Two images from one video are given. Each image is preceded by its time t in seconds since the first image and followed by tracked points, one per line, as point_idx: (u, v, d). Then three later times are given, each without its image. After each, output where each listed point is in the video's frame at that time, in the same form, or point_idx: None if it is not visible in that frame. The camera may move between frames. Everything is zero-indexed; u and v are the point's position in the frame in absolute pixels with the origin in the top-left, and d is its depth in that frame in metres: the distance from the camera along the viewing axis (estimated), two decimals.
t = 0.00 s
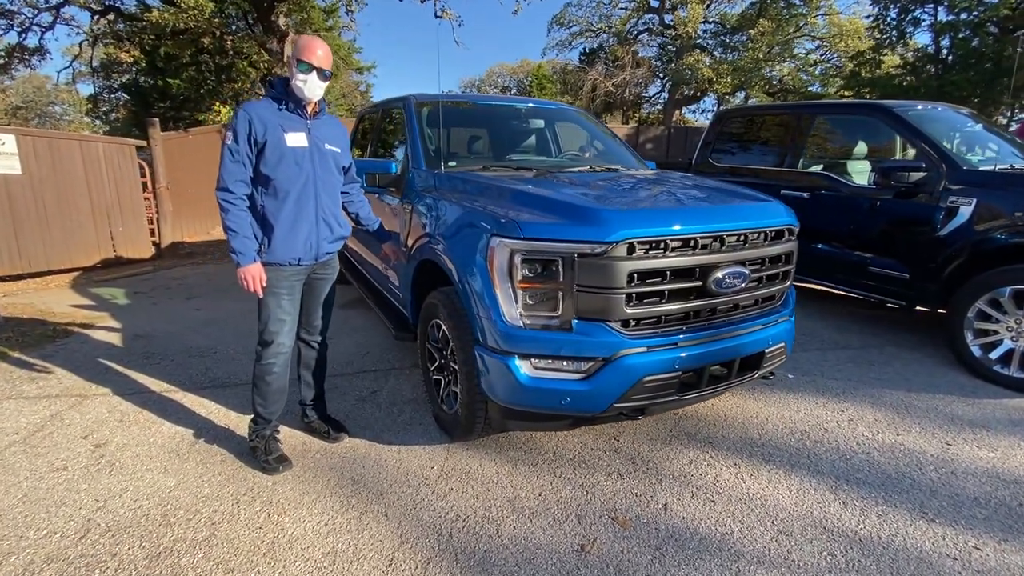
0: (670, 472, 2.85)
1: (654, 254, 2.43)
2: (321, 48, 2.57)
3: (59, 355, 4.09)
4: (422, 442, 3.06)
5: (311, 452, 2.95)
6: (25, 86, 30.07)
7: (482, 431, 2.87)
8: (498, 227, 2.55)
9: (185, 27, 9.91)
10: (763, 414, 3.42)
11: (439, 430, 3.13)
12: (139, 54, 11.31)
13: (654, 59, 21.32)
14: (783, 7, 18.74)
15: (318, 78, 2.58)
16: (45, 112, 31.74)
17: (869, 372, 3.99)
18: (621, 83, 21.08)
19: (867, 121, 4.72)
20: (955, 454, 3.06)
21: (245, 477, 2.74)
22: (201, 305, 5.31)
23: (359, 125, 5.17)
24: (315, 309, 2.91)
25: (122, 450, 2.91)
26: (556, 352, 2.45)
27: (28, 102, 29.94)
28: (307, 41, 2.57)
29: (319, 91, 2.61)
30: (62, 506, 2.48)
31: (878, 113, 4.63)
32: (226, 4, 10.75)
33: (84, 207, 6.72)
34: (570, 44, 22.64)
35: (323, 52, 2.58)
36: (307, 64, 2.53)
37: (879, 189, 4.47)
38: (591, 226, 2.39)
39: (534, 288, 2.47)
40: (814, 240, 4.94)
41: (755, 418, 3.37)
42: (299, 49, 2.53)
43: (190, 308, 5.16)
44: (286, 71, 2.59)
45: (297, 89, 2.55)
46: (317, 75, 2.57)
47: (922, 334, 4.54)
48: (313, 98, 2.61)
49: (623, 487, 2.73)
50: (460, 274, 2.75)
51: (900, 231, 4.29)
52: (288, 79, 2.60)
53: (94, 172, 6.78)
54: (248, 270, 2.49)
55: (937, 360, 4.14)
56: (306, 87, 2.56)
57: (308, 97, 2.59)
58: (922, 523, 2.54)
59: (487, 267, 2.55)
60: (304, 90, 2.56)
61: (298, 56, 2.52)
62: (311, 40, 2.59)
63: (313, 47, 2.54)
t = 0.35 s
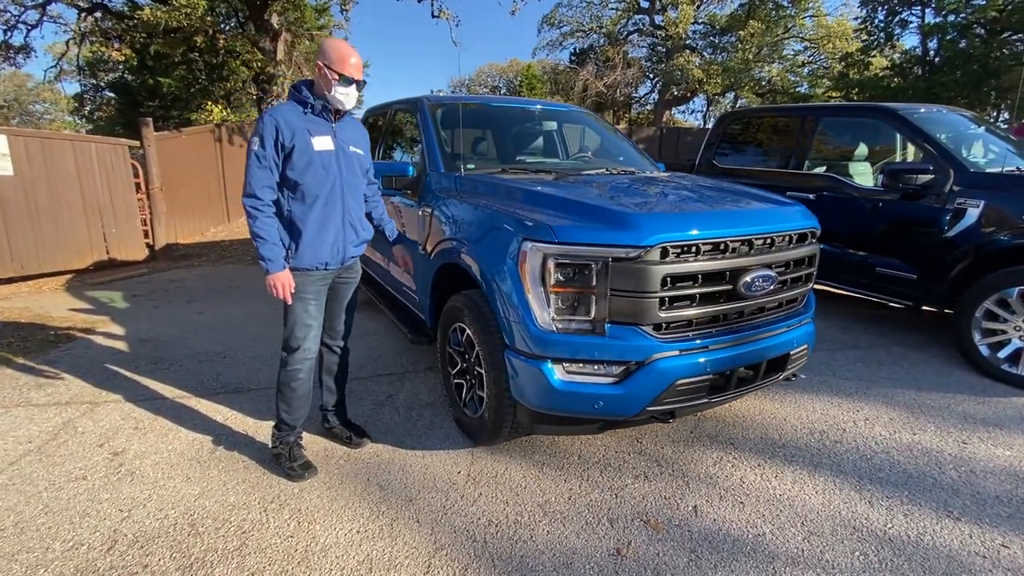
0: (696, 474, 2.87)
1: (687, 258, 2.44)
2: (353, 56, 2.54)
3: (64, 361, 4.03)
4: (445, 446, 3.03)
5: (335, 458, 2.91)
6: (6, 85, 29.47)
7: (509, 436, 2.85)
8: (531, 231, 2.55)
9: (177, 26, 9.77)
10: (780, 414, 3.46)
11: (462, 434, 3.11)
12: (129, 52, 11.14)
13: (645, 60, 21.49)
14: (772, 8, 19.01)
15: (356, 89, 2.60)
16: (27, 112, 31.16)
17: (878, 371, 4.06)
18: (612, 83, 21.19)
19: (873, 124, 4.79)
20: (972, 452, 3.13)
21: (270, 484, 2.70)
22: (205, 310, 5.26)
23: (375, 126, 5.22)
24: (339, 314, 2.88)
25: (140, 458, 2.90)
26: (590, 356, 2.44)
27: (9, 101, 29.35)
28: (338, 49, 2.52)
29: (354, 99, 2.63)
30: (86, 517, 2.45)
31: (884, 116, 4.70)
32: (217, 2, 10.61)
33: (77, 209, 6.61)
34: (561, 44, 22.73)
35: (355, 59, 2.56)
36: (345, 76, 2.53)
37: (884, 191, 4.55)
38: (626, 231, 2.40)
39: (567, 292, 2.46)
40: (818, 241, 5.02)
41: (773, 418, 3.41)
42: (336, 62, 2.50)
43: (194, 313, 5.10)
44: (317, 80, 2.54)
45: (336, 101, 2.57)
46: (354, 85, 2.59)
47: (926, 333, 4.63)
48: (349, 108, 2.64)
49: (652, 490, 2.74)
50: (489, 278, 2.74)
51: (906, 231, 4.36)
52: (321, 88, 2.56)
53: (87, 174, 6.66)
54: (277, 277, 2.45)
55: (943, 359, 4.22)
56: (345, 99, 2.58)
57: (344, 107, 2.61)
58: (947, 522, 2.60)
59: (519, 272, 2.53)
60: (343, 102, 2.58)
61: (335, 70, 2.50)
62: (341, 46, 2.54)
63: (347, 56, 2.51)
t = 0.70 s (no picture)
0: (709, 474, 2.85)
1: (704, 257, 2.43)
2: (357, 49, 2.46)
3: (50, 369, 3.88)
4: (454, 451, 2.97)
5: (342, 465, 2.84)
6: None
7: (521, 439, 2.80)
8: (546, 230, 2.50)
9: (160, 21, 9.62)
10: (787, 414, 3.46)
11: (470, 438, 3.05)
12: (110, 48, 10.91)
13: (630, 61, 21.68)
14: (755, 11, 19.34)
15: (357, 84, 2.52)
16: None
17: (877, 369, 4.09)
18: (599, 83, 21.34)
19: (867, 124, 4.84)
20: (976, 449, 3.16)
21: (276, 493, 2.62)
22: (195, 315, 5.12)
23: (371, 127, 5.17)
24: (344, 316, 2.80)
25: (137, 469, 2.79)
26: (608, 358, 2.41)
27: None
28: (342, 41, 2.43)
29: (356, 94, 2.54)
30: (84, 530, 2.35)
31: (878, 117, 4.76)
32: None
33: (57, 209, 6.43)
34: (547, 45, 22.80)
35: (359, 53, 2.47)
36: (347, 70, 2.45)
37: (878, 191, 4.60)
38: (645, 230, 2.37)
39: (583, 293, 2.42)
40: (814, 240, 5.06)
41: (780, 418, 3.41)
42: (338, 54, 2.41)
43: (183, 318, 4.98)
44: (318, 72, 2.45)
45: (337, 96, 2.48)
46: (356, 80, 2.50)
47: (921, 331, 4.68)
48: (351, 104, 2.55)
49: (666, 491, 2.71)
50: (502, 278, 2.68)
51: (902, 229, 4.41)
52: (323, 82, 2.47)
53: (68, 173, 6.49)
54: (286, 279, 2.37)
55: (940, 356, 4.26)
56: (346, 94, 2.49)
57: (347, 103, 2.52)
58: (960, 518, 2.61)
59: (535, 273, 2.48)
60: (344, 98, 2.50)
61: (337, 62, 2.42)
62: (345, 38, 2.45)
63: (351, 49, 2.43)
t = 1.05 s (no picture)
0: (714, 483, 2.79)
1: (713, 262, 2.38)
2: (346, 45, 2.35)
3: (21, 382, 3.69)
4: (452, 463, 2.88)
5: (336, 481, 2.72)
6: None
7: (523, 450, 2.71)
8: (550, 235, 2.42)
9: (134, 16, 9.40)
10: (787, 418, 3.43)
11: (469, 449, 2.96)
12: (81, 44, 10.61)
13: (613, 62, 21.79)
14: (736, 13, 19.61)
15: (346, 81, 2.40)
16: None
17: (871, 370, 4.09)
18: (582, 84, 21.39)
19: (856, 126, 4.87)
20: (974, 450, 3.14)
21: (267, 512, 2.49)
22: (174, 322, 4.93)
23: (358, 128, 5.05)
24: (336, 324, 2.68)
25: (116, 489, 2.63)
26: (617, 367, 2.33)
27: None
28: (329, 36, 2.32)
29: (344, 92, 2.42)
30: (59, 558, 2.20)
31: (867, 119, 4.78)
32: None
33: (26, 212, 6.19)
34: (530, 45, 22.81)
35: (347, 49, 2.36)
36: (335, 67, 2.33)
37: (868, 192, 4.61)
38: (653, 235, 2.30)
39: (590, 300, 2.34)
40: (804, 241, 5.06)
41: (780, 422, 3.37)
42: (325, 50, 2.30)
43: (162, 325, 4.80)
44: (304, 69, 2.34)
45: (325, 94, 2.36)
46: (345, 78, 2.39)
47: (911, 332, 4.70)
48: (339, 102, 2.44)
49: (673, 501, 2.65)
50: (503, 284, 2.60)
51: (892, 231, 4.42)
52: (310, 80, 2.35)
53: (36, 174, 6.25)
54: (272, 289, 2.24)
55: (931, 357, 4.27)
56: (334, 92, 2.38)
57: (335, 101, 2.41)
58: (965, 522, 2.57)
59: (539, 279, 2.40)
60: (332, 96, 2.38)
61: (324, 59, 2.30)
62: (332, 33, 2.33)
63: (339, 44, 2.31)
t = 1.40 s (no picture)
0: (713, 488, 2.77)
1: (714, 266, 2.36)
2: (334, 44, 2.25)
3: None
4: (448, 471, 2.82)
5: (329, 492, 2.64)
6: None
7: (521, 458, 2.66)
8: (550, 239, 2.37)
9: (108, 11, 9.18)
10: (781, 420, 3.42)
11: (464, 457, 2.90)
12: (54, 40, 10.35)
13: (596, 63, 21.91)
14: (716, 16, 19.90)
15: (335, 82, 2.32)
16: None
17: (860, 371, 4.11)
18: (566, 85, 21.43)
19: (841, 128, 4.91)
20: (964, 450, 3.12)
21: (256, 527, 2.40)
22: (154, 328, 4.78)
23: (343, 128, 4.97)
24: (325, 331, 2.60)
25: (95, 506, 2.51)
26: (618, 373, 2.30)
27: None
28: (316, 35, 2.21)
29: (333, 92, 2.34)
30: None
31: (853, 121, 4.83)
32: None
33: None
34: (514, 45, 22.83)
35: (336, 48, 2.26)
36: (324, 68, 2.24)
37: (853, 194, 4.66)
38: (655, 239, 2.26)
39: (591, 305, 2.30)
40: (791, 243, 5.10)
41: (775, 424, 3.36)
42: (313, 50, 2.20)
43: (142, 331, 4.66)
44: (291, 69, 2.24)
45: (314, 96, 2.28)
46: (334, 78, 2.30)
47: (897, 332, 4.76)
48: (328, 103, 2.37)
49: (673, 508, 2.62)
50: (500, 289, 2.54)
51: (878, 231, 4.45)
52: (297, 81, 2.26)
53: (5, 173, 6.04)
54: (261, 297, 2.15)
55: (919, 357, 4.31)
56: (324, 93, 2.30)
57: (323, 102, 2.33)
58: (961, 523, 2.53)
59: (539, 284, 2.35)
60: (322, 97, 2.31)
61: (313, 60, 2.20)
62: (320, 31, 2.22)
63: (327, 44, 2.21)
